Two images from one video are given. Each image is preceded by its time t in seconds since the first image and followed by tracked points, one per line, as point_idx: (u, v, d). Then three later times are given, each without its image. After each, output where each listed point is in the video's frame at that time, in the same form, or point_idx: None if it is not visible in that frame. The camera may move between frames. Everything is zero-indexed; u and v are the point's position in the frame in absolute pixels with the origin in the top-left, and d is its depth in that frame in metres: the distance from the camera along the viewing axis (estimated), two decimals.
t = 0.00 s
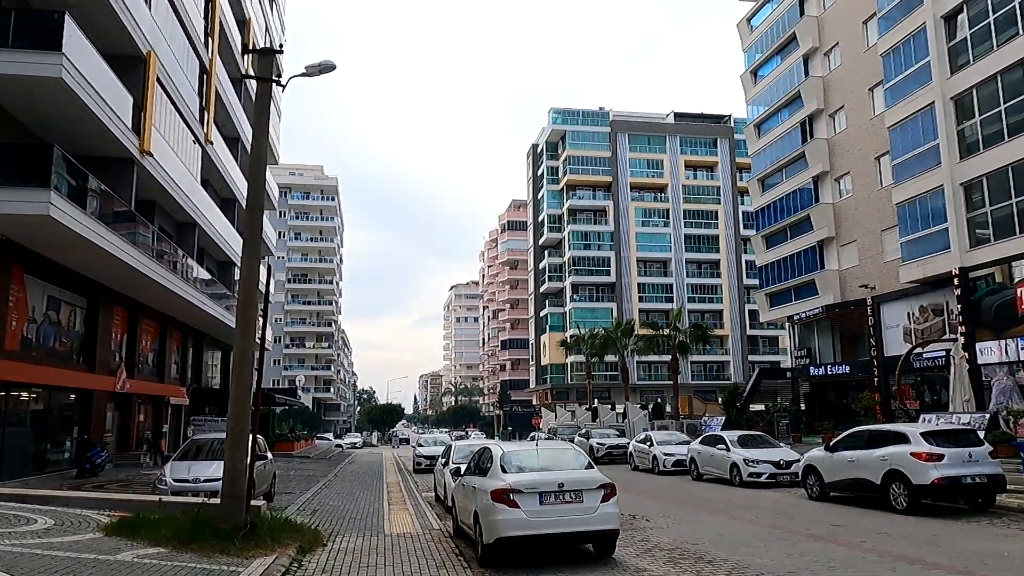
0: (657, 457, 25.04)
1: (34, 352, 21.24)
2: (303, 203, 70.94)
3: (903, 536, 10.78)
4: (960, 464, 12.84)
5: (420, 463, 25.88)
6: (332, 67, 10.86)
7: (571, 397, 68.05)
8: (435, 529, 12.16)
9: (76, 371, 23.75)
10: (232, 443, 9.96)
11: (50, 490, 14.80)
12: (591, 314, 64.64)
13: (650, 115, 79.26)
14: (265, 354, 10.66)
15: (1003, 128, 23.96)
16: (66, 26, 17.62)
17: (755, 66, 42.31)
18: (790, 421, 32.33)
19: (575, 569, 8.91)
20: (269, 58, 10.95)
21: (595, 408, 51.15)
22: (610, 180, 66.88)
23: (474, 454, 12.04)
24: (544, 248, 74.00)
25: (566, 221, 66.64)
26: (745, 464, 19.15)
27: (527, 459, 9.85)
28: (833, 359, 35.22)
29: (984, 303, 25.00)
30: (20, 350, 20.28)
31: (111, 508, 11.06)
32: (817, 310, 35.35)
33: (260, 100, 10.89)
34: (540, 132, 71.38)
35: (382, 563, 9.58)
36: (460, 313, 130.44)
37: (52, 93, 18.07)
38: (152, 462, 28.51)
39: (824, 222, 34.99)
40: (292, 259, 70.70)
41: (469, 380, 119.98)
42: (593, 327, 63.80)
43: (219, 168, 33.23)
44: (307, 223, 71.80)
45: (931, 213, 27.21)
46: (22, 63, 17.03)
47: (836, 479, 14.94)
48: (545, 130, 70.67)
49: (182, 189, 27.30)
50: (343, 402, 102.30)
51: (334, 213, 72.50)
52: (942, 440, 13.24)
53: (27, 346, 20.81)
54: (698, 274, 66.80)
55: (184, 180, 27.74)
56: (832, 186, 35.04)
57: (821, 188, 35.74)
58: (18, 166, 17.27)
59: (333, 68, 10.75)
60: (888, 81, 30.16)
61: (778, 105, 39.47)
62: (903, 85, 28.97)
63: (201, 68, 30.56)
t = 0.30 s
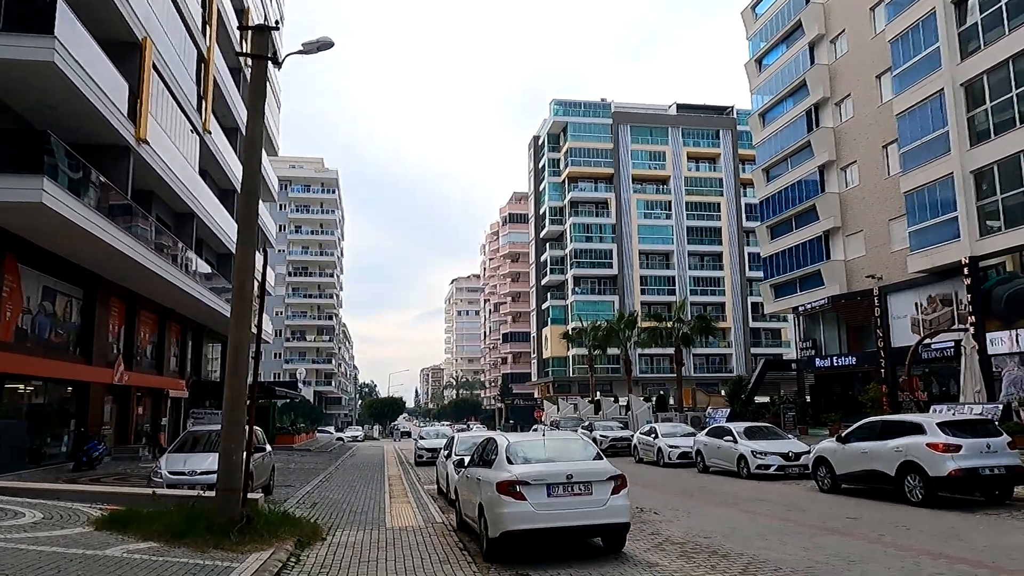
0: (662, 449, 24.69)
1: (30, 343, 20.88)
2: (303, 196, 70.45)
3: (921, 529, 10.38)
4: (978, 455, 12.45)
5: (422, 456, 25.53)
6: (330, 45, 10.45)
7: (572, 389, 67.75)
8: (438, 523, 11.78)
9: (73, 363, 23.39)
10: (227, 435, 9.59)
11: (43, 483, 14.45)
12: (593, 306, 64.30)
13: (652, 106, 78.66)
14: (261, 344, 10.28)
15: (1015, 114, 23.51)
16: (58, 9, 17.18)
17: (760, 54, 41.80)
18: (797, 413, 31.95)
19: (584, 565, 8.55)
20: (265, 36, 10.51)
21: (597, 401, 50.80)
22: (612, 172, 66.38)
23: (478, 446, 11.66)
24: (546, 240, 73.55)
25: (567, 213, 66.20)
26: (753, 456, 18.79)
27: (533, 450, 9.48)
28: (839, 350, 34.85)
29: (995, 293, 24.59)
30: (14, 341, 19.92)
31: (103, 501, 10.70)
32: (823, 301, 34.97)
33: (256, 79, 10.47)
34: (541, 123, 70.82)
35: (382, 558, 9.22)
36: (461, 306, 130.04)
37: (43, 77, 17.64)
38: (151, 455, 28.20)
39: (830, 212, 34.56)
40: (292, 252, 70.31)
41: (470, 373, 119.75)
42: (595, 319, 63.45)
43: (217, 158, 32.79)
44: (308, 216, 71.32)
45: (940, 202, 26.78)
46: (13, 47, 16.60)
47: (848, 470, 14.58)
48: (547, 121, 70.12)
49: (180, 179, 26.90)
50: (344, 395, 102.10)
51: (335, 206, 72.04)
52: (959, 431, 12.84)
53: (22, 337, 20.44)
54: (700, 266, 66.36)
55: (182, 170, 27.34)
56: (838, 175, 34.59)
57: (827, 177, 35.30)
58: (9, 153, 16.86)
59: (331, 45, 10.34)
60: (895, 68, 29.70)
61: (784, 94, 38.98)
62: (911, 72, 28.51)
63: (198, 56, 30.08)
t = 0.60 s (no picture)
0: (665, 444, 24.36)
1: (22, 338, 20.50)
2: (302, 191, 69.91)
3: (939, 527, 10.03)
4: (994, 451, 12.11)
5: (422, 451, 25.20)
6: (325, 26, 10.04)
7: (572, 384, 67.45)
8: (439, 521, 11.43)
9: (67, 358, 23.00)
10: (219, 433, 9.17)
11: (35, 482, 14.08)
12: (593, 300, 63.90)
13: (652, 99, 78.11)
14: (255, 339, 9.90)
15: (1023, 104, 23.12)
16: None
17: (763, 45, 41.37)
18: (801, 407, 31.65)
19: (591, 566, 8.21)
20: (257, 16, 10.09)
21: (598, 395, 50.46)
22: (612, 165, 65.91)
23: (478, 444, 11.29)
24: (545, 234, 73.13)
25: (567, 206, 65.76)
26: (760, 452, 18.46)
27: (538, 447, 9.12)
28: (843, 344, 34.54)
29: (1003, 285, 24.23)
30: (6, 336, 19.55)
31: (93, 501, 10.37)
32: (826, 294, 34.61)
33: (249, 61, 10.07)
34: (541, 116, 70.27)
35: (380, 559, 8.86)
36: (461, 301, 129.61)
37: (34, 66, 17.22)
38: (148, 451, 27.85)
39: (834, 204, 34.17)
40: (291, 247, 69.86)
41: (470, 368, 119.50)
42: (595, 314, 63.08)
43: (213, 150, 32.39)
44: (306, 210, 70.83)
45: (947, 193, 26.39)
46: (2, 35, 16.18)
47: (859, 466, 14.24)
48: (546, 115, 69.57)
49: (175, 172, 26.50)
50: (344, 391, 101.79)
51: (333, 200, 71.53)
52: (974, 426, 12.50)
53: (14, 332, 20.08)
54: (700, 260, 65.93)
55: (177, 162, 26.92)
56: (843, 166, 34.17)
57: (830, 169, 34.91)
58: None
59: (326, 27, 9.93)
60: (901, 58, 29.29)
61: (787, 85, 38.56)
62: (917, 60, 28.10)
63: (193, 47, 29.63)
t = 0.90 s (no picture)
0: (666, 438, 24.03)
1: (12, 330, 20.08)
2: (299, 184, 69.37)
3: (956, 522, 9.66)
4: (1008, 443, 11.75)
5: (420, 445, 24.87)
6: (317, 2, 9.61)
7: (571, 378, 67.11)
8: (437, 516, 11.07)
9: (58, 350, 22.59)
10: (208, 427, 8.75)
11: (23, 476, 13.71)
12: (592, 295, 63.52)
13: (651, 92, 77.59)
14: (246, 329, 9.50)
15: None
16: None
17: (764, 36, 40.93)
18: (804, 400, 31.35)
19: (597, 562, 7.85)
20: None
21: (597, 389, 50.12)
22: (611, 159, 65.43)
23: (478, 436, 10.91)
24: (544, 228, 72.66)
25: (566, 200, 65.32)
26: (764, 445, 18.13)
27: (540, 439, 8.74)
28: (846, 337, 34.23)
29: (1010, 276, 23.87)
30: None
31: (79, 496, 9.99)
32: (829, 287, 34.28)
33: (239, 37, 9.66)
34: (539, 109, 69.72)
35: (377, 555, 8.49)
36: (459, 296, 129.10)
37: (22, 51, 16.77)
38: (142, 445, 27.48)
39: (838, 196, 33.82)
40: (288, 241, 69.32)
41: (468, 363, 119.13)
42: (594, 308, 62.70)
43: (208, 141, 31.92)
44: (304, 204, 70.32)
45: (953, 183, 26.03)
46: None
47: (868, 459, 13.89)
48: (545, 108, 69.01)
49: (169, 162, 26.05)
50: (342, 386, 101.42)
51: (331, 194, 71.00)
52: (988, 418, 12.13)
53: (4, 324, 19.66)
54: (700, 254, 65.55)
55: (171, 151, 26.46)
56: (845, 158, 33.80)
57: (833, 160, 34.53)
58: None
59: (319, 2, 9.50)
60: (906, 46, 28.87)
61: (788, 76, 38.14)
62: (923, 49, 27.68)
63: (187, 35, 29.15)
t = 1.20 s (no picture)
0: (668, 428, 23.67)
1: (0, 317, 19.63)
2: (296, 172, 68.73)
3: (975, 516, 9.28)
4: None
5: (418, 435, 24.51)
6: None
7: (569, 368, 66.78)
8: (436, 509, 10.68)
9: (49, 338, 22.13)
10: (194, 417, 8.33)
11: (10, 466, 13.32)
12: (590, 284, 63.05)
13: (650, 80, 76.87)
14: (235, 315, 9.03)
15: None
16: None
17: (767, 21, 40.38)
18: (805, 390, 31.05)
19: (603, 559, 7.48)
20: None
21: (596, 379, 49.82)
22: (610, 147, 64.83)
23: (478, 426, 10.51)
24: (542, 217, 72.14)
25: (565, 189, 64.77)
26: (768, 436, 17.77)
27: (543, 430, 8.35)
28: (848, 327, 33.90)
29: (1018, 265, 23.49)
30: None
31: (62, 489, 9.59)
32: (831, 275, 33.90)
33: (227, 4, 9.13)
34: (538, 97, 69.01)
35: (372, 551, 8.09)
36: (457, 285, 128.59)
37: (7, 30, 16.23)
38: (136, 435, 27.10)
39: (840, 183, 33.38)
40: (285, 230, 68.71)
41: (465, 353, 118.82)
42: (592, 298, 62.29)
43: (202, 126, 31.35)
44: (300, 193, 69.69)
45: (959, 170, 25.61)
46: None
47: (877, 450, 13.52)
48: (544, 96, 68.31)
49: (162, 146, 25.52)
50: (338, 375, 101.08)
51: (328, 182, 70.35)
52: (1003, 409, 11.76)
53: None
54: (699, 244, 65.12)
55: (164, 136, 25.95)
56: (849, 144, 33.34)
57: (836, 147, 34.08)
58: None
59: None
60: (912, 31, 28.36)
61: (791, 61, 37.62)
62: (930, 33, 27.18)
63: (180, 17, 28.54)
